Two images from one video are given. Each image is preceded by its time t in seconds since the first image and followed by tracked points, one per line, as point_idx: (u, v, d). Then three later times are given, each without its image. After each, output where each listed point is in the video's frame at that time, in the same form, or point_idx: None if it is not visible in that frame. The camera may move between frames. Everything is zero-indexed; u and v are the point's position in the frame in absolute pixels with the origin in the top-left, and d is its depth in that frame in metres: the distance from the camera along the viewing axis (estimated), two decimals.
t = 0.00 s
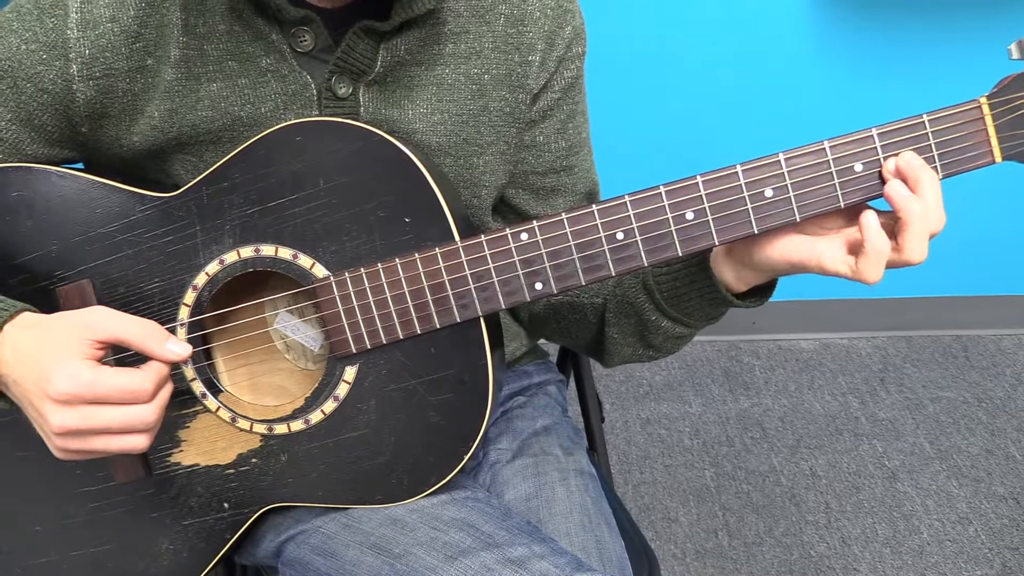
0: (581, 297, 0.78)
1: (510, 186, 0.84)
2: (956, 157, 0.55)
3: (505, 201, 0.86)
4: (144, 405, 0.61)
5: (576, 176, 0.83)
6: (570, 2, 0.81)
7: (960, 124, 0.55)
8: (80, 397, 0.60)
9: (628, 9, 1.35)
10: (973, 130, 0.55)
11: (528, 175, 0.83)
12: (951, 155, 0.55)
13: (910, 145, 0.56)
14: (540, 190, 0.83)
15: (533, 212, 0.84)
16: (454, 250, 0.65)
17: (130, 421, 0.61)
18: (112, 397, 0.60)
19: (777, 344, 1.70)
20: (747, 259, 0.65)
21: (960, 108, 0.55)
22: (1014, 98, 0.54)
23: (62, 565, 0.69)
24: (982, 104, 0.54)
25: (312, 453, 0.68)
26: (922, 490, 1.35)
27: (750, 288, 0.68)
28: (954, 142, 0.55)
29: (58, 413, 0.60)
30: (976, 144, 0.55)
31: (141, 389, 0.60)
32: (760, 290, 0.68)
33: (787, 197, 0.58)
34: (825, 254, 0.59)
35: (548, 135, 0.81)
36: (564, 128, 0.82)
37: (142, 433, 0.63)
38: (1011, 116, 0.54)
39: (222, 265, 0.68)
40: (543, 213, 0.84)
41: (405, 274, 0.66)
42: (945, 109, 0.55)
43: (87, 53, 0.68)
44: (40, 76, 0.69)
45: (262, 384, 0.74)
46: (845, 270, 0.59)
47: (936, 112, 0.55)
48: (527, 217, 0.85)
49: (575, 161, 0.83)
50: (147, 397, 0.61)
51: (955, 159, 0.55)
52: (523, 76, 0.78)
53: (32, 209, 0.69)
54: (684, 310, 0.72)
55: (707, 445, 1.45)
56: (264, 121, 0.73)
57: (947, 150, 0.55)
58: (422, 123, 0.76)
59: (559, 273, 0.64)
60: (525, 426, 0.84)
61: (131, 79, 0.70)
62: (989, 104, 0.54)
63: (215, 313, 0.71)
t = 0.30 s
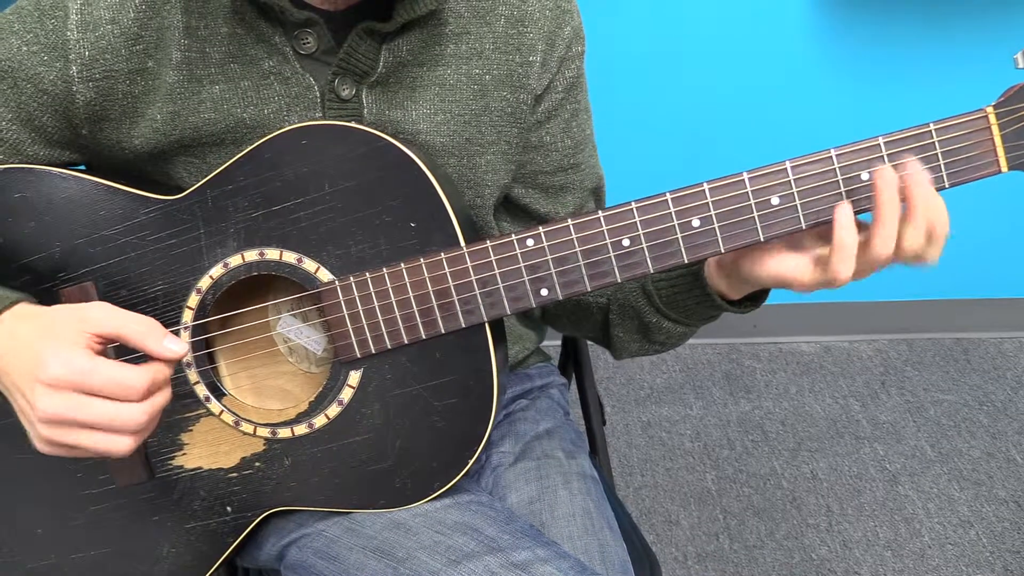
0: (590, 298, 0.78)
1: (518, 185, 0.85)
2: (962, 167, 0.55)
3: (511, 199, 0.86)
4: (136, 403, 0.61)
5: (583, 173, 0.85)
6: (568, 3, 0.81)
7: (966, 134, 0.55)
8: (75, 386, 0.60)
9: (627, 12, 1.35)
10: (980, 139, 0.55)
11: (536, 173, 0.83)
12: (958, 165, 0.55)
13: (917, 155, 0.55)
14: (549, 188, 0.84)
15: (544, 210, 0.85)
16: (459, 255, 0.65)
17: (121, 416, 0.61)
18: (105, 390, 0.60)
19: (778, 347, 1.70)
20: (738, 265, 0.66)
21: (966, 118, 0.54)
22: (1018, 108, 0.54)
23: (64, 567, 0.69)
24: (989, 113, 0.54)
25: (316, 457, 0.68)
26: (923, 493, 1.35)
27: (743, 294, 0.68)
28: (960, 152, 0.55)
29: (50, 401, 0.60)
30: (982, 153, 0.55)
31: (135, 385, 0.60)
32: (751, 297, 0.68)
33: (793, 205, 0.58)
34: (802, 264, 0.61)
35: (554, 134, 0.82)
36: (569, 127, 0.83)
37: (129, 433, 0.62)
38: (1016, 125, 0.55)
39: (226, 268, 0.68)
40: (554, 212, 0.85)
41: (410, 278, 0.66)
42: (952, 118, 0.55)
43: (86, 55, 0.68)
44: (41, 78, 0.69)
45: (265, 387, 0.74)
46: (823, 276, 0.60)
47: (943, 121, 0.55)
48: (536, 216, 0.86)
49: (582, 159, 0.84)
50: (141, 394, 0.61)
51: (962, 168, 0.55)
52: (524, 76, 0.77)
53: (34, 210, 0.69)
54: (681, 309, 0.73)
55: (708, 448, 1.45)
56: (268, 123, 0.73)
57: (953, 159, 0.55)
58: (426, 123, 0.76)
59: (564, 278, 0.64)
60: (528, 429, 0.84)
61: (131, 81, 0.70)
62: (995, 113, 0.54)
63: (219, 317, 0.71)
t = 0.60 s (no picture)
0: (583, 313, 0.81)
1: (521, 192, 0.85)
2: (971, 182, 0.55)
3: (514, 206, 0.86)
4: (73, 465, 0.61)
5: (585, 182, 0.86)
6: (577, 12, 0.82)
7: (975, 150, 0.55)
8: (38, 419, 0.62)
9: (631, 12, 1.36)
10: (988, 156, 0.55)
11: (541, 181, 0.84)
12: (967, 181, 0.55)
13: (926, 168, 0.55)
14: (551, 196, 0.85)
15: (546, 219, 0.86)
16: (467, 260, 0.65)
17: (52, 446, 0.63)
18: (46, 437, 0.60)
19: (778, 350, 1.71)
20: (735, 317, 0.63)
21: (975, 134, 0.55)
22: None
23: (65, 565, 0.69)
24: (998, 130, 0.54)
25: (319, 459, 0.68)
26: (923, 497, 1.35)
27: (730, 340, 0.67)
28: (969, 168, 0.55)
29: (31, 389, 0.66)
30: (991, 170, 0.55)
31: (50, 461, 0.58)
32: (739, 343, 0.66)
33: (801, 218, 0.58)
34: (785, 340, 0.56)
35: (559, 143, 0.82)
36: (575, 136, 0.83)
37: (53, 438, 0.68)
38: None
39: (233, 269, 0.68)
40: (556, 218, 0.86)
41: (417, 283, 0.66)
42: (961, 135, 0.55)
43: (97, 51, 0.69)
44: (52, 73, 0.69)
45: (268, 389, 0.74)
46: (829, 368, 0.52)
47: (954, 136, 0.54)
48: (540, 225, 0.87)
49: (586, 168, 0.85)
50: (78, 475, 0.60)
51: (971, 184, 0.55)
52: (532, 83, 0.78)
53: (42, 206, 0.69)
54: (672, 340, 0.72)
55: (708, 451, 1.45)
56: (277, 124, 0.73)
57: (964, 175, 0.55)
58: (435, 128, 0.76)
59: (571, 285, 0.64)
60: (529, 432, 0.84)
61: (141, 78, 0.70)
62: (1005, 130, 0.54)
63: (224, 318, 0.71)
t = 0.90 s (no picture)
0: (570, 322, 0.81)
1: (527, 197, 0.86)
2: (969, 184, 0.56)
3: (517, 210, 0.88)
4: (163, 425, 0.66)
5: (589, 189, 0.86)
6: (583, 19, 0.82)
7: (974, 152, 0.55)
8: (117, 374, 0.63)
9: (634, 13, 1.36)
10: (988, 157, 0.55)
11: (547, 187, 0.85)
12: (966, 181, 0.56)
13: (925, 169, 0.56)
14: (557, 201, 0.86)
15: (551, 222, 0.86)
16: (471, 260, 0.65)
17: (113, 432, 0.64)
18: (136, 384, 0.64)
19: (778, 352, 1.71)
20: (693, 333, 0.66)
21: (975, 136, 0.55)
22: None
23: (67, 564, 0.69)
24: (998, 131, 0.55)
25: (322, 459, 0.68)
26: (923, 499, 1.36)
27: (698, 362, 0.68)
28: (969, 169, 0.56)
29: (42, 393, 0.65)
30: (991, 171, 0.56)
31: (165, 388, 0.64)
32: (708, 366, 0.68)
33: (803, 218, 0.58)
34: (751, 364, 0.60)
35: (565, 150, 0.83)
36: (580, 144, 0.84)
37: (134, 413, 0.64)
38: None
39: (238, 268, 0.69)
40: (560, 223, 0.87)
41: (421, 282, 0.66)
42: (960, 136, 0.55)
43: (104, 51, 0.69)
44: (59, 73, 0.69)
45: (270, 389, 0.74)
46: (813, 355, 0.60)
47: (953, 138, 0.55)
48: (542, 228, 0.87)
49: (590, 175, 0.86)
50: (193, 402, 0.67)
51: (970, 185, 0.56)
52: (535, 89, 0.78)
53: (47, 205, 0.70)
54: (643, 356, 0.75)
55: (708, 453, 1.45)
56: (281, 125, 0.74)
57: (963, 176, 0.56)
58: (437, 132, 0.76)
59: (575, 285, 0.64)
60: (531, 434, 0.84)
61: (147, 78, 0.71)
62: (1003, 132, 0.55)
63: (228, 317, 0.72)
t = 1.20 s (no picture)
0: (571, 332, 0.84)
1: (527, 204, 0.86)
2: (971, 184, 0.56)
3: (518, 216, 0.88)
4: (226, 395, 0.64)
5: (592, 197, 0.86)
6: (586, 27, 0.82)
7: (976, 151, 0.56)
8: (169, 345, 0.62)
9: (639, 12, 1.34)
10: (990, 157, 0.56)
11: (547, 195, 0.85)
12: (968, 181, 0.56)
13: (927, 169, 0.56)
14: (558, 209, 0.86)
15: (551, 229, 0.86)
16: (471, 262, 0.65)
17: (180, 411, 0.62)
18: (184, 352, 0.62)
19: (778, 356, 1.71)
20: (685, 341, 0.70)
21: (976, 137, 0.55)
22: None
23: (70, 565, 0.70)
24: (999, 132, 0.55)
25: (324, 461, 0.68)
26: (922, 503, 1.36)
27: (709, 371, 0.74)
28: (970, 169, 0.56)
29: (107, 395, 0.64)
30: (992, 171, 0.56)
31: (210, 344, 0.62)
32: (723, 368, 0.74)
33: (804, 219, 0.58)
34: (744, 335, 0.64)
35: (566, 157, 0.83)
36: (582, 152, 0.84)
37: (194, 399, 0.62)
38: None
39: (241, 270, 0.69)
40: (561, 230, 0.87)
41: (422, 283, 0.66)
42: (962, 136, 0.55)
43: (110, 56, 0.69)
44: (65, 77, 0.69)
45: (272, 391, 0.73)
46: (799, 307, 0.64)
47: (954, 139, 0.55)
48: (540, 233, 0.87)
49: (592, 183, 0.86)
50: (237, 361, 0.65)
51: (971, 185, 0.56)
52: (536, 97, 0.78)
53: (52, 209, 0.70)
54: (645, 371, 0.78)
55: (708, 456, 1.45)
56: (283, 128, 0.74)
57: (964, 176, 0.56)
58: (437, 138, 0.77)
59: (575, 287, 0.64)
60: (533, 436, 0.84)
61: (152, 82, 0.71)
62: (1005, 132, 0.55)
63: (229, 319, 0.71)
